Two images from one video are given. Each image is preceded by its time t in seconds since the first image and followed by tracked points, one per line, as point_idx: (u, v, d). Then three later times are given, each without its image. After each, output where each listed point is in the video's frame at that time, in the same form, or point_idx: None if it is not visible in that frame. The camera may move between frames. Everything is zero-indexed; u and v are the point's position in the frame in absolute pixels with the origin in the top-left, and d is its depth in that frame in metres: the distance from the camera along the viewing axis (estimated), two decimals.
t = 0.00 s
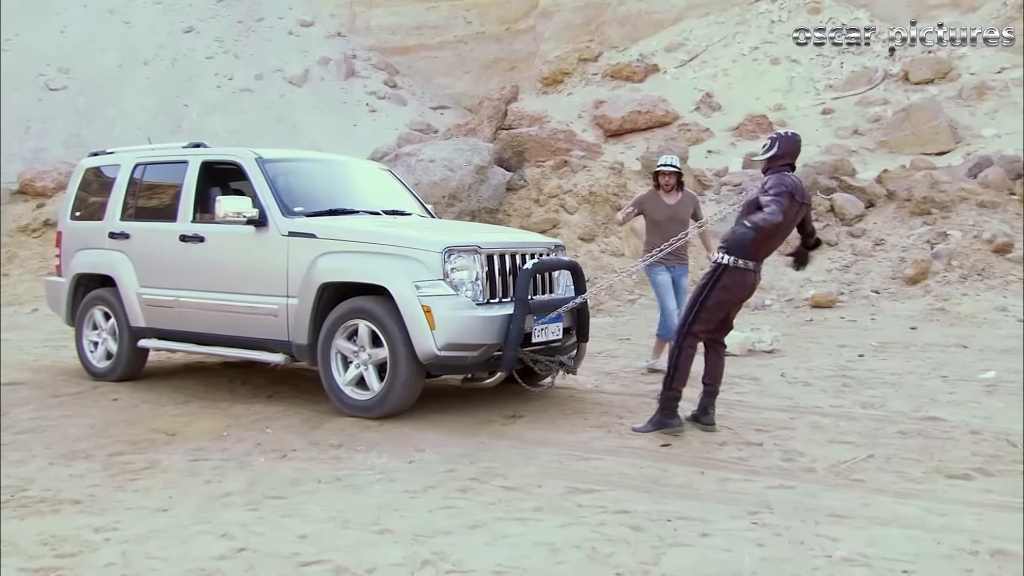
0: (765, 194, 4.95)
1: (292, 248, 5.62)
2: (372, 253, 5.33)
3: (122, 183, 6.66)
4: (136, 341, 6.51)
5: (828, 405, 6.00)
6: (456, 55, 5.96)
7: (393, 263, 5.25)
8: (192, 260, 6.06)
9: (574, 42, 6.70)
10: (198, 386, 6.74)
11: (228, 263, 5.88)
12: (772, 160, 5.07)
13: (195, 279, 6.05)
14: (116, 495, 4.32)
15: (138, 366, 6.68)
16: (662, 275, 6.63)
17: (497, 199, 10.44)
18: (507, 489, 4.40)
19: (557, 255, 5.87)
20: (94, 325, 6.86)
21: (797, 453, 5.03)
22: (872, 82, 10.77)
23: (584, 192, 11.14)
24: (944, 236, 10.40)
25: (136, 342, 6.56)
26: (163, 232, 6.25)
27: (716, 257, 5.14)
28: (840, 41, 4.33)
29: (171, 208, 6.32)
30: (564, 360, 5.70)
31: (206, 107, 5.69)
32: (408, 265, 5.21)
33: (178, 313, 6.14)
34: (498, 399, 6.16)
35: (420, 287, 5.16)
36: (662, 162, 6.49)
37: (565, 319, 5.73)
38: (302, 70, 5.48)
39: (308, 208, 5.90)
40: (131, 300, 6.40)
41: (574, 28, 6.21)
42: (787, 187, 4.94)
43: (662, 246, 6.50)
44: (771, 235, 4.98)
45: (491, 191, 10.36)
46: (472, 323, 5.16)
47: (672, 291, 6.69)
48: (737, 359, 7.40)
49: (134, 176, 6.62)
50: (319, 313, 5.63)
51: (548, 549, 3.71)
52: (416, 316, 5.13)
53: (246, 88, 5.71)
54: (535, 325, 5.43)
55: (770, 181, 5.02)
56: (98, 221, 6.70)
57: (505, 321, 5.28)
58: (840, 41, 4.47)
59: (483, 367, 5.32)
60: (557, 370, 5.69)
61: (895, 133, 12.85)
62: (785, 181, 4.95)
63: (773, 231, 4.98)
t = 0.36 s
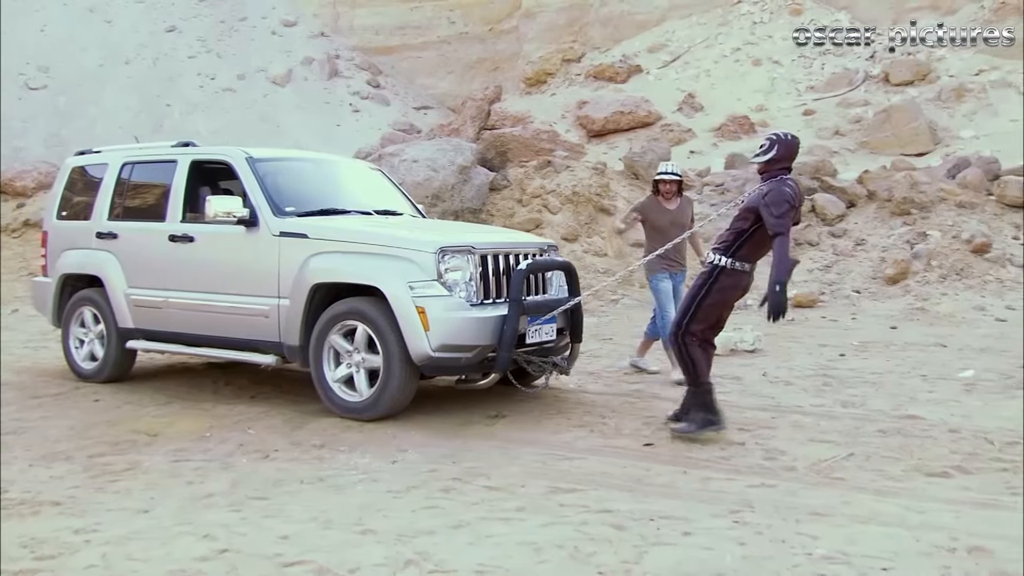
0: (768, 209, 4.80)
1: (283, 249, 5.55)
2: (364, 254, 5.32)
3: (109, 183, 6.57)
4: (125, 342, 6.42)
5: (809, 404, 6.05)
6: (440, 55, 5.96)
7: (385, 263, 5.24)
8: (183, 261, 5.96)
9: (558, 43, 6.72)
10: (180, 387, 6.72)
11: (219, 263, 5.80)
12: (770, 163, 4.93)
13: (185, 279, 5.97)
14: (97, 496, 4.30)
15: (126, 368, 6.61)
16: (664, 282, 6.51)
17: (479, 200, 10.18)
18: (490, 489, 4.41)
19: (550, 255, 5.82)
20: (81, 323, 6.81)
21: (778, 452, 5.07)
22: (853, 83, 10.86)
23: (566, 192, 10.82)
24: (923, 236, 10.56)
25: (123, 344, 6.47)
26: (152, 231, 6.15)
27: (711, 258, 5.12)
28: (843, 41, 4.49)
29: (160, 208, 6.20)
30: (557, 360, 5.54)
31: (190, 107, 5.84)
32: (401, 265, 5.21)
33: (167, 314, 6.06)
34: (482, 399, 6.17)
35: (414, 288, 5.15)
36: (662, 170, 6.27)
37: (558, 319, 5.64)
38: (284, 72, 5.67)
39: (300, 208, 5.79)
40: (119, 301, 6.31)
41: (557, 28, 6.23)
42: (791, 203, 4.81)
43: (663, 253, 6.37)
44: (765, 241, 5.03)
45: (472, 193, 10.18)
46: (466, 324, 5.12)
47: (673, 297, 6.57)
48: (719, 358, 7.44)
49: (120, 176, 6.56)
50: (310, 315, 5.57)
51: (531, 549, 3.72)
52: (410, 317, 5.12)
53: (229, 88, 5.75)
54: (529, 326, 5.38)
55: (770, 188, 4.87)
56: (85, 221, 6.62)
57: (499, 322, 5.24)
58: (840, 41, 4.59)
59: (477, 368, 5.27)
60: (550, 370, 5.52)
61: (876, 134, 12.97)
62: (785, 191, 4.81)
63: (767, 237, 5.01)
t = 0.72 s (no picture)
0: (758, 208, 4.77)
1: (271, 249, 5.53)
2: (351, 254, 5.29)
3: (92, 183, 6.54)
4: (110, 343, 6.37)
5: (787, 403, 6.10)
6: (420, 56, 5.93)
7: (375, 264, 5.21)
8: (167, 260, 5.95)
9: (537, 44, 6.73)
10: (158, 388, 6.68)
11: (204, 263, 5.79)
12: (759, 159, 4.87)
13: (171, 280, 5.95)
14: (73, 498, 4.28)
15: (110, 370, 6.56)
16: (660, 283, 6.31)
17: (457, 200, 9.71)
18: (468, 489, 4.42)
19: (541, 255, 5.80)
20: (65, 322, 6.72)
21: (756, 451, 5.11)
22: (830, 85, 10.92)
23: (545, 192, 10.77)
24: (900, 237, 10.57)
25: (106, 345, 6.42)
26: (138, 232, 6.13)
27: (705, 262, 5.07)
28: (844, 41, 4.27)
29: (145, 208, 6.20)
30: (547, 361, 5.57)
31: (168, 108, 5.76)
32: (391, 266, 5.18)
33: (152, 315, 6.04)
34: (462, 399, 6.18)
35: (404, 289, 5.12)
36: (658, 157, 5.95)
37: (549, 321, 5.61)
38: (263, 69, 5.50)
39: (288, 208, 5.76)
40: (103, 301, 6.28)
41: (536, 29, 6.23)
42: (783, 199, 4.76)
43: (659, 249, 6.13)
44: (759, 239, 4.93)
45: (451, 191, 9.76)
46: (457, 326, 5.11)
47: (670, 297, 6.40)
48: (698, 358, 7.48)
49: (104, 177, 6.51)
50: (301, 312, 5.56)
51: (509, 548, 3.73)
52: (401, 319, 5.10)
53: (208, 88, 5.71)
54: (520, 327, 5.36)
55: (760, 185, 4.83)
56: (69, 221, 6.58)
57: (491, 323, 5.22)
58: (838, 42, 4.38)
59: (468, 369, 5.26)
60: (540, 372, 5.55)
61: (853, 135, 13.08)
62: (775, 188, 4.76)
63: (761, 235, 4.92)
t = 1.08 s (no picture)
0: (737, 202, 4.75)
1: (258, 247, 5.51)
2: (337, 254, 5.27)
3: (74, 183, 6.47)
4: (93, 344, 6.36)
5: (763, 402, 6.14)
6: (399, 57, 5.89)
7: (362, 264, 5.20)
8: (152, 260, 5.91)
9: (515, 44, 6.73)
10: (134, 389, 6.65)
11: (191, 265, 5.76)
12: (749, 155, 4.76)
13: (156, 280, 5.91)
14: (48, 501, 4.26)
15: (92, 372, 6.54)
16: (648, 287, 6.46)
17: (437, 200, 9.51)
18: (446, 489, 4.43)
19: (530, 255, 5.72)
20: (48, 322, 6.67)
21: (732, 450, 5.15)
22: (807, 86, 10.99)
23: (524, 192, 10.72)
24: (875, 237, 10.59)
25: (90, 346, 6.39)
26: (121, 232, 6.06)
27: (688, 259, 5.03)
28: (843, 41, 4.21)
29: (127, 208, 6.13)
30: (536, 362, 5.28)
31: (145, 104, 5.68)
32: (379, 266, 5.16)
33: (137, 317, 6.01)
34: (441, 400, 6.19)
35: (394, 290, 5.10)
36: (662, 158, 5.70)
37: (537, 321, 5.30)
38: (242, 70, 5.43)
39: (274, 207, 5.71)
40: (85, 302, 6.25)
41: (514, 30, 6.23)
42: (763, 197, 4.74)
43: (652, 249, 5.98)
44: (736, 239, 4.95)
45: (431, 191, 9.62)
46: (447, 326, 5.07)
47: (660, 300, 6.50)
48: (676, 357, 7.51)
49: (86, 176, 6.43)
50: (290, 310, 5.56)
51: (487, 548, 3.74)
52: (391, 319, 5.10)
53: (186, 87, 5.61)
54: (509, 328, 5.19)
55: (744, 182, 4.80)
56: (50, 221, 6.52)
57: (480, 324, 5.11)
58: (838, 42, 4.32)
59: (457, 371, 5.20)
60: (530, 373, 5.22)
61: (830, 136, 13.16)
62: (757, 185, 4.74)
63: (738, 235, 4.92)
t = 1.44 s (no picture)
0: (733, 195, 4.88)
1: (252, 248, 5.37)
2: (330, 254, 5.17)
3: (63, 183, 6.35)
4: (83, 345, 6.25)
5: (747, 401, 6.18)
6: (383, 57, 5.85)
7: (358, 263, 5.10)
8: (143, 261, 5.79)
9: (500, 45, 6.72)
10: (118, 389, 6.62)
11: (184, 267, 5.63)
12: (751, 157, 4.98)
13: (148, 282, 5.79)
14: (30, 503, 4.24)
15: (82, 372, 6.45)
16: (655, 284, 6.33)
17: (422, 201, 9.50)
18: (430, 489, 4.44)
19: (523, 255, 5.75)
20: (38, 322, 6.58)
21: (716, 448, 5.18)
22: (791, 87, 11.02)
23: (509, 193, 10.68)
24: (858, 237, 10.64)
25: (80, 348, 6.30)
26: (113, 232, 5.95)
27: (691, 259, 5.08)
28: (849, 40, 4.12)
29: (119, 208, 6.02)
30: (531, 363, 5.57)
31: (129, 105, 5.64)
32: (374, 266, 5.06)
33: (129, 318, 5.90)
34: (426, 400, 6.19)
35: (389, 290, 5.01)
36: (674, 159, 6.07)
37: (534, 321, 5.64)
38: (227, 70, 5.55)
39: (268, 207, 5.60)
40: (76, 304, 6.15)
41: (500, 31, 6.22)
42: (759, 191, 4.86)
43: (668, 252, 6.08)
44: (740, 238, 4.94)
45: (415, 192, 9.60)
46: (443, 326, 5.02)
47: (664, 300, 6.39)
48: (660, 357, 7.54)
49: (75, 176, 6.30)
50: (284, 306, 5.42)
51: (471, 548, 3.75)
52: (387, 320, 5.00)
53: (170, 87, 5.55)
54: (505, 328, 5.34)
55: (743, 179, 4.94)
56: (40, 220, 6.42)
57: (478, 325, 5.17)
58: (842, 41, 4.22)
59: (454, 371, 5.18)
60: (525, 373, 5.55)
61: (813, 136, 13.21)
62: (755, 180, 4.88)
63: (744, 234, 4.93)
